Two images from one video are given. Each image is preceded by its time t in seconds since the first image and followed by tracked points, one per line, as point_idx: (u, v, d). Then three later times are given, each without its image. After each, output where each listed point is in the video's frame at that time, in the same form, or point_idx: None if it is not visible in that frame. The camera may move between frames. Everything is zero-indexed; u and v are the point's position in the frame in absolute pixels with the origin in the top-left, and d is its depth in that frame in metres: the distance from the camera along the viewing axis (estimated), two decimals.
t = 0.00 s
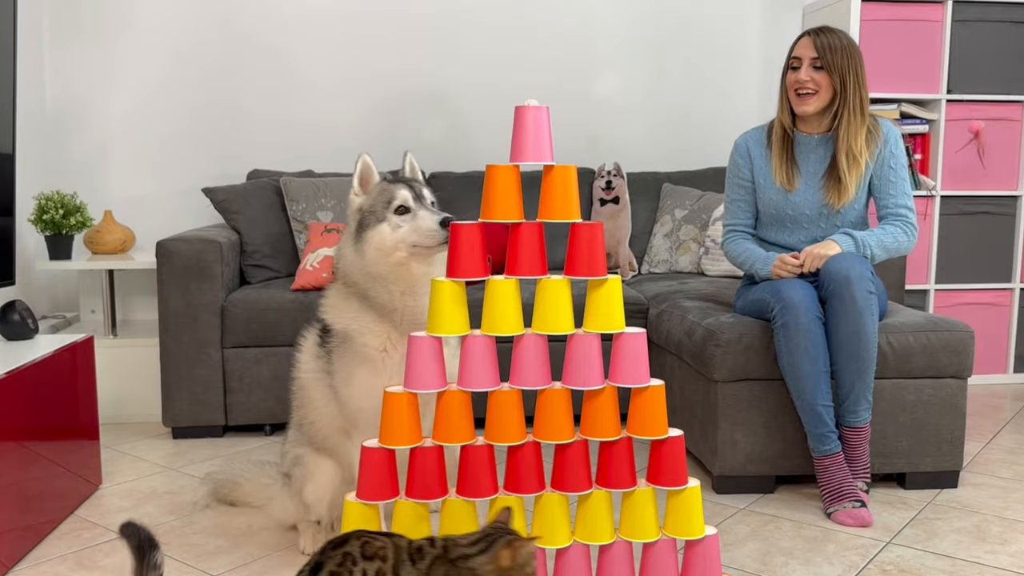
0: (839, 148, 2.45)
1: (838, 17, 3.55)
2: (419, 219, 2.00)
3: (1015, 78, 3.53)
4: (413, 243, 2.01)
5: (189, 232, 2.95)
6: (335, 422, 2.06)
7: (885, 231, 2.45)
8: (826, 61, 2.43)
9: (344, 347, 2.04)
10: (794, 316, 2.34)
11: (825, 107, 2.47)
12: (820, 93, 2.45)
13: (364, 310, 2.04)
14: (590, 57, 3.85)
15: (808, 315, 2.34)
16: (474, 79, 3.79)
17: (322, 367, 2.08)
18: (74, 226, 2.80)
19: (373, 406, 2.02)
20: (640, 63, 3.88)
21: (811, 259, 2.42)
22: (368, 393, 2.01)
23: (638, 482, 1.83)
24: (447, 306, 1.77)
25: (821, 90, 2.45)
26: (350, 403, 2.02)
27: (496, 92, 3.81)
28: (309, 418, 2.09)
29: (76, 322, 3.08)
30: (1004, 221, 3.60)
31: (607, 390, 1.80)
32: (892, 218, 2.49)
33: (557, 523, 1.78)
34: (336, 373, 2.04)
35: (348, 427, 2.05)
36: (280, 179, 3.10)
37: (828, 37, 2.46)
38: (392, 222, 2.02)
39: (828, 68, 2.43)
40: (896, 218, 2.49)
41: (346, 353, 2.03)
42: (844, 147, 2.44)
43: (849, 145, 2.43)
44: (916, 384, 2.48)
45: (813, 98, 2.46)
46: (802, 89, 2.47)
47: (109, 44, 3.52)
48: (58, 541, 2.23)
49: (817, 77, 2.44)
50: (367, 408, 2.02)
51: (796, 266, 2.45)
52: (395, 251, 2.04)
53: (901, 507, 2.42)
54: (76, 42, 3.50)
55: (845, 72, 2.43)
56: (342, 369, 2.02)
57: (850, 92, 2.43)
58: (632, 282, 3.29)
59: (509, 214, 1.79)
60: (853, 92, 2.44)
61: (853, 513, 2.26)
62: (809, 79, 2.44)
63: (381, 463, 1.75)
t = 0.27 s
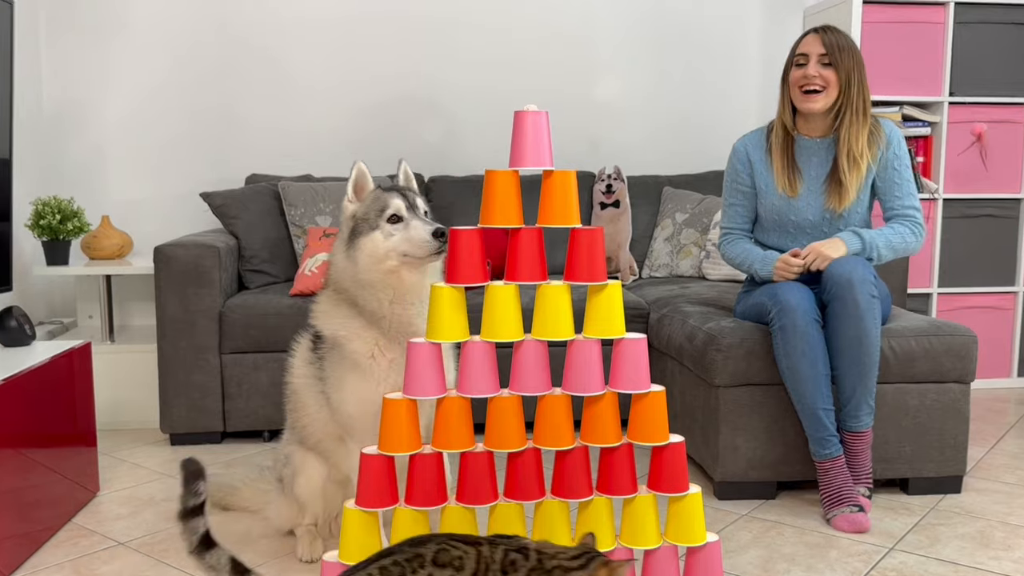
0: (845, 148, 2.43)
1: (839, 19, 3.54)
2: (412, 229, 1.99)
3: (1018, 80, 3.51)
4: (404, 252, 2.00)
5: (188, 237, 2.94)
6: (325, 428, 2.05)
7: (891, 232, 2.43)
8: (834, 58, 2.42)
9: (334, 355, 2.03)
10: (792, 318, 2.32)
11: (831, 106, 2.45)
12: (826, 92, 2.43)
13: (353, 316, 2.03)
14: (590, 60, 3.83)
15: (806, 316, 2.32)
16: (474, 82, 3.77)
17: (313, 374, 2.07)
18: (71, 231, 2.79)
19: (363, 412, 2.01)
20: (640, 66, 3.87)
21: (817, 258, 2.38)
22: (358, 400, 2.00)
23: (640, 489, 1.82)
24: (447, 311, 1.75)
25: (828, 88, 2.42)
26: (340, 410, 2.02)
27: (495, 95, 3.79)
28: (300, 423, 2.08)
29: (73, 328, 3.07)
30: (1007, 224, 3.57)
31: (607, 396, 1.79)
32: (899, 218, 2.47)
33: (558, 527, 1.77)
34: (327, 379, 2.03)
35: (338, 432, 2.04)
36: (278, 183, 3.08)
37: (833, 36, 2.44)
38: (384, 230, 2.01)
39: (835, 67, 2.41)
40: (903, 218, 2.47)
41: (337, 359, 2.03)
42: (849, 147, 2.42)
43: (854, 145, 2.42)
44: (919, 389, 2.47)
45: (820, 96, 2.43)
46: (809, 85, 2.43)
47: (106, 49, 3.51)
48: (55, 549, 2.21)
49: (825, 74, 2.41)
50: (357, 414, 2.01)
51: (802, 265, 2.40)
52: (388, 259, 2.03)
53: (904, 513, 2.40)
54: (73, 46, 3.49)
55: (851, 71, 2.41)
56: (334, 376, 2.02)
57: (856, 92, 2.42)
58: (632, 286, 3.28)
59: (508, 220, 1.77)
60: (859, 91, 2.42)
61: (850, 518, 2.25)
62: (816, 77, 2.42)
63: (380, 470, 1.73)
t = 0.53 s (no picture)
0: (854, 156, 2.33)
1: (841, 23, 3.52)
2: (433, 241, 1.92)
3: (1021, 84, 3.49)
4: (423, 262, 1.93)
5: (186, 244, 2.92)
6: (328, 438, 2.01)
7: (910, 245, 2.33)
8: (839, 65, 2.33)
9: (340, 364, 1.99)
10: (783, 334, 2.31)
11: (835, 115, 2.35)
12: (832, 99, 2.32)
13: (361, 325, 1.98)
14: (590, 65, 3.82)
15: (796, 330, 2.31)
16: (473, 87, 3.76)
17: (317, 382, 2.02)
18: (68, 238, 2.78)
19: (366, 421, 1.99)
20: (640, 71, 3.85)
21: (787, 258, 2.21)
22: (364, 410, 1.98)
23: (641, 497, 1.80)
24: (446, 319, 1.74)
25: (834, 95, 2.32)
26: (346, 419, 1.99)
27: (495, 101, 3.78)
28: (300, 432, 2.03)
29: (70, 336, 3.05)
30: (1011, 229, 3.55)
31: (607, 403, 1.77)
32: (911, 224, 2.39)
33: (558, 533, 1.76)
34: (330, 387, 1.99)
35: (339, 441, 2.00)
36: (277, 190, 3.07)
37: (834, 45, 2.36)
38: (404, 239, 1.92)
39: (839, 74, 2.33)
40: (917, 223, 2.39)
41: (341, 368, 1.99)
42: (859, 155, 2.32)
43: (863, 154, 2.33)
44: (922, 396, 2.45)
45: (827, 104, 2.32)
46: (815, 93, 2.32)
47: (104, 55, 3.50)
48: (51, 559, 2.19)
49: (831, 80, 2.32)
50: (360, 423, 1.99)
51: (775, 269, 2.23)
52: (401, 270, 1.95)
53: (908, 521, 2.38)
54: (71, 52, 3.48)
55: (854, 80, 2.34)
56: (340, 386, 1.98)
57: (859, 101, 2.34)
58: (633, 293, 3.25)
59: (507, 227, 1.75)
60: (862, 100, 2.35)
61: (828, 525, 2.25)
62: (823, 84, 2.31)
63: (378, 479, 1.72)
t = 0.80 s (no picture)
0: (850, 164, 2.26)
1: (839, 25, 3.51)
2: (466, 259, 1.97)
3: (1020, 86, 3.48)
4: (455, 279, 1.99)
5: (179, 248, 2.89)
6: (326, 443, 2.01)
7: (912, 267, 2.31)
8: (835, 70, 2.27)
9: (344, 370, 1.98)
10: (769, 340, 2.30)
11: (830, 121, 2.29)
12: (828, 105, 2.26)
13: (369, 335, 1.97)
14: (587, 68, 3.80)
15: (785, 334, 2.29)
16: (470, 90, 3.74)
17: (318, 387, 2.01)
18: (60, 242, 2.75)
19: (366, 427, 1.97)
20: (637, 73, 3.84)
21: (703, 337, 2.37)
22: (363, 417, 1.96)
23: (638, 501, 1.78)
24: (440, 323, 1.72)
25: (830, 101, 2.26)
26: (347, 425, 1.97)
27: (492, 103, 3.76)
28: (298, 436, 2.04)
29: (62, 341, 3.02)
30: (1010, 232, 3.54)
31: (603, 407, 1.75)
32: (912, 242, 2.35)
33: (554, 541, 1.74)
34: (330, 395, 1.98)
35: (338, 446, 2.00)
36: (271, 193, 3.04)
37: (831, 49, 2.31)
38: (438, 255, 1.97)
39: (836, 79, 2.27)
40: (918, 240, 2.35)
41: (343, 377, 1.98)
42: (855, 163, 2.26)
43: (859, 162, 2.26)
44: (921, 400, 2.43)
45: (822, 110, 2.26)
46: (810, 98, 2.26)
47: (97, 58, 3.47)
48: (42, 567, 2.16)
49: (827, 85, 2.26)
50: (359, 428, 1.97)
51: (714, 331, 2.40)
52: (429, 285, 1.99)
53: (908, 526, 2.36)
54: (64, 55, 3.45)
55: (851, 85, 2.28)
56: (342, 392, 1.97)
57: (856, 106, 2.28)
58: (631, 296, 3.23)
59: (502, 229, 1.73)
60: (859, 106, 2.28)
61: (827, 530, 2.24)
62: (819, 88, 2.26)
63: (372, 486, 1.69)
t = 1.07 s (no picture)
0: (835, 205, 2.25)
1: (834, 30, 3.50)
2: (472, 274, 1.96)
3: (1015, 90, 3.47)
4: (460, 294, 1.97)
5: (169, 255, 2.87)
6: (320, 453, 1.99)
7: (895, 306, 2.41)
8: (819, 113, 2.24)
9: (339, 381, 1.97)
10: (769, 347, 2.29)
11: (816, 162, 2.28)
12: (813, 148, 2.25)
13: (373, 347, 1.96)
14: (581, 73, 3.79)
15: (787, 342, 2.29)
16: (463, 96, 3.73)
17: (311, 395, 2.00)
18: (49, 249, 2.73)
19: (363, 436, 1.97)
20: (632, 78, 3.83)
21: (680, 353, 2.51)
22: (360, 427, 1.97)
23: (631, 510, 1.77)
24: (431, 330, 1.70)
25: (813, 145, 2.25)
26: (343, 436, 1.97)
27: (485, 108, 3.75)
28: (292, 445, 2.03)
29: (51, 349, 2.99)
30: (1007, 237, 3.52)
31: (596, 415, 1.73)
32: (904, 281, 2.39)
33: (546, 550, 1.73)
34: (327, 405, 1.96)
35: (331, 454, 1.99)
36: (262, 200, 3.02)
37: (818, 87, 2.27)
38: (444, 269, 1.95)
39: (822, 121, 2.24)
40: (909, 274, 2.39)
41: (341, 386, 1.96)
42: (841, 204, 2.25)
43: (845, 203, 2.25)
44: (917, 407, 2.41)
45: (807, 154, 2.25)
46: (792, 143, 2.25)
47: (87, 63, 3.46)
48: None
49: (810, 129, 2.24)
50: (355, 438, 1.97)
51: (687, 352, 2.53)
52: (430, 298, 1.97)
53: (904, 533, 2.34)
54: (53, 61, 3.44)
55: (837, 126, 2.25)
56: (337, 403, 1.96)
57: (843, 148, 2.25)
58: (625, 303, 3.22)
59: (493, 235, 1.72)
60: (845, 146, 2.26)
61: (793, 529, 2.26)
62: (802, 133, 2.24)
63: (361, 496, 1.67)
